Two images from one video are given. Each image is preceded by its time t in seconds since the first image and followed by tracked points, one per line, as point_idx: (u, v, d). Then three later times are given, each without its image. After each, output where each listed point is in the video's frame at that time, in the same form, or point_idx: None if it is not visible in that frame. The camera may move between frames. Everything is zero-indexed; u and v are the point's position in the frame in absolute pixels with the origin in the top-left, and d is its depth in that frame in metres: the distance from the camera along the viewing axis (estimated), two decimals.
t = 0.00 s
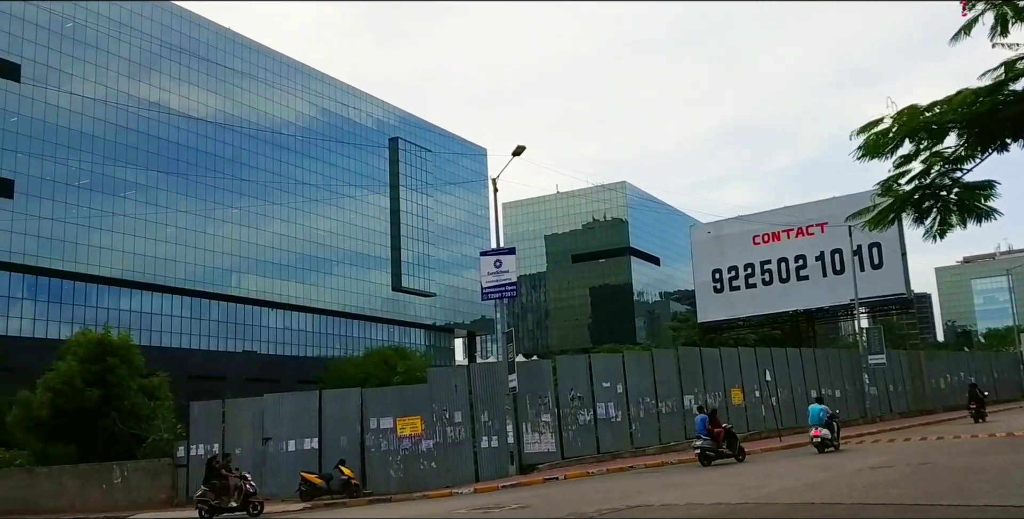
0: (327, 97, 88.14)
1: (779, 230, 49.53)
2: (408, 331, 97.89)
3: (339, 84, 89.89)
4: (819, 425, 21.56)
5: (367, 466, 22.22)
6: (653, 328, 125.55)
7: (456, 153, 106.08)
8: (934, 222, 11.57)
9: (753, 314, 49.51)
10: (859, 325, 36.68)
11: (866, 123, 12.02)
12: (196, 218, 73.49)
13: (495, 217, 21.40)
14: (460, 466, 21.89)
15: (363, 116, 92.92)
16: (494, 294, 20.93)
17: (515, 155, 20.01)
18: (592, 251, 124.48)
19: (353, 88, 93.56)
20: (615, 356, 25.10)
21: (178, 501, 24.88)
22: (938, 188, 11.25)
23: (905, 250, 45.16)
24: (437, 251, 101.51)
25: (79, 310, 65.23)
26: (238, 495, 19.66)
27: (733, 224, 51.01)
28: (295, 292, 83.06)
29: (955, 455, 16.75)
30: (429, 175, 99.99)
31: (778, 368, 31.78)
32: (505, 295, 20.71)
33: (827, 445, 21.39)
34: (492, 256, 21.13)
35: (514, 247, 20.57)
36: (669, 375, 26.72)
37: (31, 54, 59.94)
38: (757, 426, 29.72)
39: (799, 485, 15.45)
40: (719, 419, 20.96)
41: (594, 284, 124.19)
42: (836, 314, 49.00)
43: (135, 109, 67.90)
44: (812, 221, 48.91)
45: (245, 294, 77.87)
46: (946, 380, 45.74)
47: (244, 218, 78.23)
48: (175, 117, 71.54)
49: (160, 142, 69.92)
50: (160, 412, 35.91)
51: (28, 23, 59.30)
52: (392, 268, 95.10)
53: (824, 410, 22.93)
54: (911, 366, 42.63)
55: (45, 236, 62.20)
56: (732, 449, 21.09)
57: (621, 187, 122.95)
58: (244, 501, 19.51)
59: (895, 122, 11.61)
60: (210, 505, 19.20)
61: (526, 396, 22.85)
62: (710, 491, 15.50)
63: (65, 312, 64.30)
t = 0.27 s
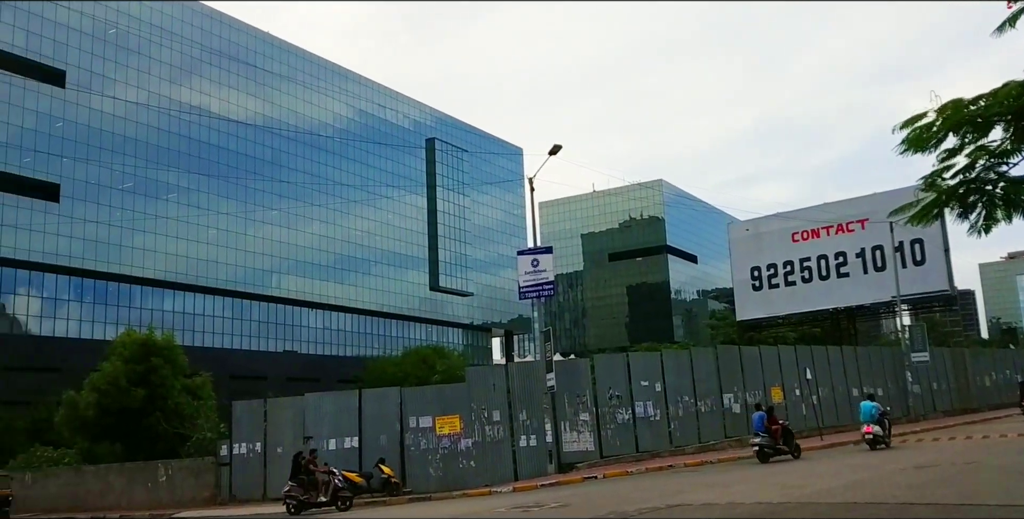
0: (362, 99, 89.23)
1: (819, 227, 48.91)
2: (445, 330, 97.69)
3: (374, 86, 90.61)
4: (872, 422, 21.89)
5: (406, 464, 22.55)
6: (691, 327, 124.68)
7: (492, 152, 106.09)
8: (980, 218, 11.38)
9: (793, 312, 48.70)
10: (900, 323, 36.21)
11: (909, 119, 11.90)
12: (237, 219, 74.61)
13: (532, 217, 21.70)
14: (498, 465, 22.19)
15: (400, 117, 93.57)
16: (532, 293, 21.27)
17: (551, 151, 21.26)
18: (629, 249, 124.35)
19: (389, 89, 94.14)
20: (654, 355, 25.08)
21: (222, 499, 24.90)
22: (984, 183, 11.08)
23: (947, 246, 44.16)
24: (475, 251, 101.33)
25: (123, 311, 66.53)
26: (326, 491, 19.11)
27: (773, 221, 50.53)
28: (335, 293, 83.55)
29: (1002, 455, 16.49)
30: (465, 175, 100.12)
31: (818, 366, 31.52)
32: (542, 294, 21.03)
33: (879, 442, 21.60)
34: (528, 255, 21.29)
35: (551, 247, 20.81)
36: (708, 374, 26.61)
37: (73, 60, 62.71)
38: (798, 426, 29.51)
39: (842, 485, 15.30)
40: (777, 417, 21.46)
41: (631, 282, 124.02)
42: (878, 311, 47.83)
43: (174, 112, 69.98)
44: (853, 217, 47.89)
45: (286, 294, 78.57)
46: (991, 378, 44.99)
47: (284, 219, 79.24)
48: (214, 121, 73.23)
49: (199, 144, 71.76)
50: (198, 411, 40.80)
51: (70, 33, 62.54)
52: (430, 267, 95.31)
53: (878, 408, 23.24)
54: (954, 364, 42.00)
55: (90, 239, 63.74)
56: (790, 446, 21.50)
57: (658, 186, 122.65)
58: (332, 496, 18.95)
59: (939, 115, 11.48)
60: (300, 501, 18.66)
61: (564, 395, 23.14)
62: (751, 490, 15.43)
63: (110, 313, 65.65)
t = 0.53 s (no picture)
0: (390, 99, 89.65)
1: (850, 225, 47.97)
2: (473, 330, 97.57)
3: (402, 87, 91.01)
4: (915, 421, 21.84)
5: (436, 463, 22.84)
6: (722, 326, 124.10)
7: (521, 152, 105.99)
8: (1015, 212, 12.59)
9: (823, 310, 48.34)
10: (935, 322, 36.42)
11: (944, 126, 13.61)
12: (266, 221, 75.37)
13: (560, 218, 22.55)
14: (527, 464, 22.49)
15: (427, 117, 93.83)
16: (560, 292, 22.13)
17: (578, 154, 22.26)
18: (659, 248, 124.03)
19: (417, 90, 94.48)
20: (683, 354, 25.01)
21: (253, 497, 25.06)
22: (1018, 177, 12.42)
23: (981, 245, 43.46)
24: (503, 250, 101.28)
25: (156, 312, 67.20)
26: (394, 486, 19.66)
27: (803, 219, 49.89)
28: (363, 293, 84.09)
29: None
30: (493, 175, 100.15)
31: (850, 364, 31.21)
32: (571, 293, 21.89)
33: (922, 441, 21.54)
34: (557, 254, 22.25)
35: (578, 246, 21.62)
36: (738, 373, 26.41)
37: (105, 63, 63.80)
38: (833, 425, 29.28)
39: (875, 486, 15.19)
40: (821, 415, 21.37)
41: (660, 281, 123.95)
42: (910, 310, 47.14)
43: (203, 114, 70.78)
44: (884, 215, 47.12)
45: (315, 295, 79.13)
46: None
47: (313, 219, 79.85)
48: (242, 122, 73.99)
49: (228, 146, 72.56)
50: (230, 410, 41.65)
51: (102, 37, 63.65)
52: (458, 267, 95.49)
53: (918, 406, 23.20)
54: (988, 363, 41.44)
55: (122, 240, 64.58)
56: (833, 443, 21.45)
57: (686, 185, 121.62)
58: (401, 491, 19.54)
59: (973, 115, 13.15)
60: (370, 496, 19.22)
61: (593, 394, 23.16)
62: (783, 490, 15.33)
63: (142, 314, 66.24)
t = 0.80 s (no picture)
0: (418, 97, 89.81)
1: (885, 220, 46.82)
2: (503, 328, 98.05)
3: (430, 85, 91.17)
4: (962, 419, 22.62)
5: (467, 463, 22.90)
6: (753, 323, 123.56)
7: (549, 149, 105.73)
8: None
9: (858, 308, 46.94)
10: (972, 319, 36.02)
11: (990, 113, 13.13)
12: (297, 220, 75.77)
13: (591, 217, 23.32)
14: (559, 463, 22.63)
15: (455, 115, 93.88)
16: (591, 290, 22.94)
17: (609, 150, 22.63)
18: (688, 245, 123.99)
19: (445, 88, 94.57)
20: (715, 353, 25.37)
21: (285, 496, 25.07)
22: None
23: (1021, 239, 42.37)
24: (533, 248, 101.00)
25: (188, 311, 68.04)
26: (473, 480, 19.62)
27: (837, 215, 48.79)
28: (393, 291, 84.26)
29: None
30: (521, 172, 100.00)
31: (886, 362, 30.80)
32: (601, 291, 22.71)
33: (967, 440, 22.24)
34: (588, 253, 23.07)
35: (609, 245, 22.52)
36: (771, 372, 26.53)
37: (136, 64, 64.54)
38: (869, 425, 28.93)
39: (911, 485, 14.99)
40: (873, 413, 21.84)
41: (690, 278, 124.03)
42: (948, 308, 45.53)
43: (233, 114, 71.41)
44: (920, 210, 46.02)
45: (345, 293, 79.44)
46: None
47: (343, 218, 80.15)
48: (272, 121, 74.54)
49: (258, 145, 73.19)
50: (261, 410, 42.18)
51: (133, 38, 64.48)
52: (487, 265, 95.40)
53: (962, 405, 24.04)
54: None
55: (155, 240, 65.18)
56: (882, 441, 22.00)
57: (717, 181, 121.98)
58: (480, 485, 19.50)
59: (1014, 107, 12.92)
60: (448, 491, 19.25)
61: (625, 393, 23.66)
62: (817, 490, 15.16)
63: (175, 314, 67.19)
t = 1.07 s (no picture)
0: (439, 96, 90.04)
1: (908, 217, 46.13)
2: (524, 326, 98.13)
3: (450, 83, 91.36)
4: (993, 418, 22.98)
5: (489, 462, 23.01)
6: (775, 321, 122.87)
7: (569, 147, 105.74)
8: None
9: (881, 305, 46.26)
10: (997, 316, 35.28)
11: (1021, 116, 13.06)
12: (318, 219, 76.19)
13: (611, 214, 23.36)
14: (580, 461, 22.69)
15: (475, 113, 93.99)
16: (611, 287, 22.99)
17: (630, 147, 22.61)
18: (709, 242, 123.78)
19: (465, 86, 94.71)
20: (736, 350, 25.31)
21: (307, 493, 25.33)
22: None
23: None
24: (553, 246, 101.00)
25: (211, 309, 68.53)
26: (532, 474, 19.49)
27: (859, 212, 48.07)
28: (414, 289, 84.52)
29: None
30: (541, 170, 100.07)
31: (909, 361, 30.57)
32: (622, 288, 22.77)
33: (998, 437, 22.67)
34: (609, 250, 23.09)
35: (629, 242, 22.53)
36: (793, 369, 26.43)
37: (159, 65, 65.17)
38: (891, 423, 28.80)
39: (933, 483, 14.91)
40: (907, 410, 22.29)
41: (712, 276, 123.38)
42: (972, 305, 45.02)
43: (255, 114, 71.91)
44: (944, 207, 45.19)
45: (366, 292, 79.81)
46: None
47: (364, 217, 80.49)
48: (293, 121, 75.00)
49: (280, 145, 73.70)
50: (283, 406, 42.57)
51: (156, 39, 65.16)
52: (507, 263, 95.44)
53: (995, 402, 24.25)
54: None
55: (178, 239, 65.75)
56: (917, 438, 22.43)
57: (739, 178, 122.39)
58: (541, 480, 19.36)
59: None
60: (508, 485, 19.17)
61: (645, 391, 23.71)
62: (838, 489, 15.11)
63: (198, 312, 67.68)
